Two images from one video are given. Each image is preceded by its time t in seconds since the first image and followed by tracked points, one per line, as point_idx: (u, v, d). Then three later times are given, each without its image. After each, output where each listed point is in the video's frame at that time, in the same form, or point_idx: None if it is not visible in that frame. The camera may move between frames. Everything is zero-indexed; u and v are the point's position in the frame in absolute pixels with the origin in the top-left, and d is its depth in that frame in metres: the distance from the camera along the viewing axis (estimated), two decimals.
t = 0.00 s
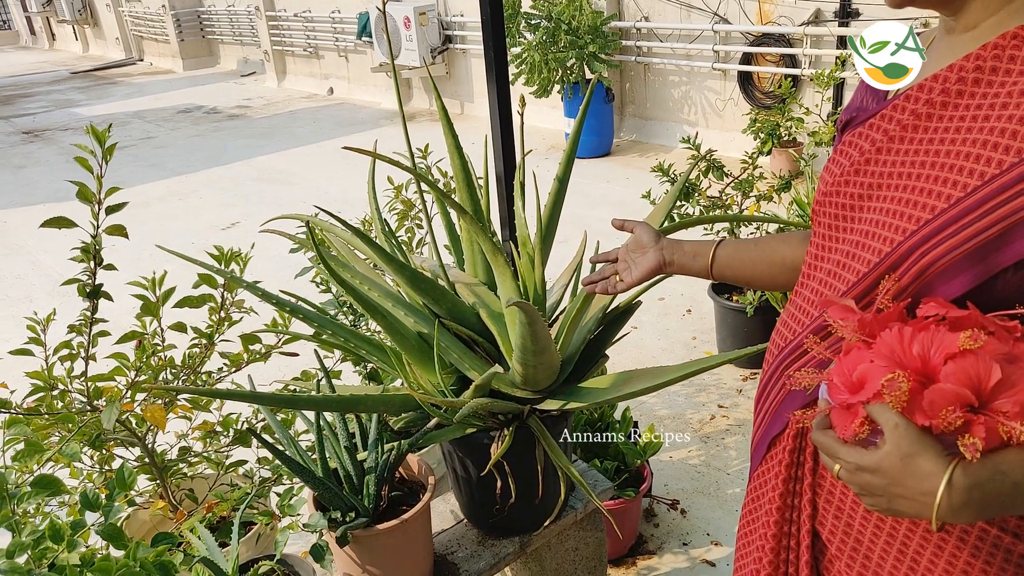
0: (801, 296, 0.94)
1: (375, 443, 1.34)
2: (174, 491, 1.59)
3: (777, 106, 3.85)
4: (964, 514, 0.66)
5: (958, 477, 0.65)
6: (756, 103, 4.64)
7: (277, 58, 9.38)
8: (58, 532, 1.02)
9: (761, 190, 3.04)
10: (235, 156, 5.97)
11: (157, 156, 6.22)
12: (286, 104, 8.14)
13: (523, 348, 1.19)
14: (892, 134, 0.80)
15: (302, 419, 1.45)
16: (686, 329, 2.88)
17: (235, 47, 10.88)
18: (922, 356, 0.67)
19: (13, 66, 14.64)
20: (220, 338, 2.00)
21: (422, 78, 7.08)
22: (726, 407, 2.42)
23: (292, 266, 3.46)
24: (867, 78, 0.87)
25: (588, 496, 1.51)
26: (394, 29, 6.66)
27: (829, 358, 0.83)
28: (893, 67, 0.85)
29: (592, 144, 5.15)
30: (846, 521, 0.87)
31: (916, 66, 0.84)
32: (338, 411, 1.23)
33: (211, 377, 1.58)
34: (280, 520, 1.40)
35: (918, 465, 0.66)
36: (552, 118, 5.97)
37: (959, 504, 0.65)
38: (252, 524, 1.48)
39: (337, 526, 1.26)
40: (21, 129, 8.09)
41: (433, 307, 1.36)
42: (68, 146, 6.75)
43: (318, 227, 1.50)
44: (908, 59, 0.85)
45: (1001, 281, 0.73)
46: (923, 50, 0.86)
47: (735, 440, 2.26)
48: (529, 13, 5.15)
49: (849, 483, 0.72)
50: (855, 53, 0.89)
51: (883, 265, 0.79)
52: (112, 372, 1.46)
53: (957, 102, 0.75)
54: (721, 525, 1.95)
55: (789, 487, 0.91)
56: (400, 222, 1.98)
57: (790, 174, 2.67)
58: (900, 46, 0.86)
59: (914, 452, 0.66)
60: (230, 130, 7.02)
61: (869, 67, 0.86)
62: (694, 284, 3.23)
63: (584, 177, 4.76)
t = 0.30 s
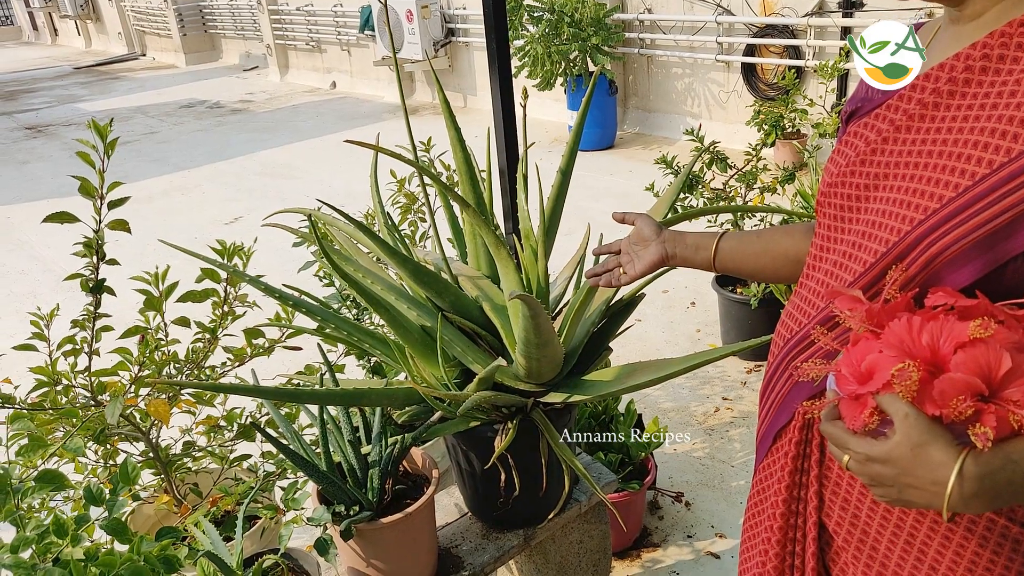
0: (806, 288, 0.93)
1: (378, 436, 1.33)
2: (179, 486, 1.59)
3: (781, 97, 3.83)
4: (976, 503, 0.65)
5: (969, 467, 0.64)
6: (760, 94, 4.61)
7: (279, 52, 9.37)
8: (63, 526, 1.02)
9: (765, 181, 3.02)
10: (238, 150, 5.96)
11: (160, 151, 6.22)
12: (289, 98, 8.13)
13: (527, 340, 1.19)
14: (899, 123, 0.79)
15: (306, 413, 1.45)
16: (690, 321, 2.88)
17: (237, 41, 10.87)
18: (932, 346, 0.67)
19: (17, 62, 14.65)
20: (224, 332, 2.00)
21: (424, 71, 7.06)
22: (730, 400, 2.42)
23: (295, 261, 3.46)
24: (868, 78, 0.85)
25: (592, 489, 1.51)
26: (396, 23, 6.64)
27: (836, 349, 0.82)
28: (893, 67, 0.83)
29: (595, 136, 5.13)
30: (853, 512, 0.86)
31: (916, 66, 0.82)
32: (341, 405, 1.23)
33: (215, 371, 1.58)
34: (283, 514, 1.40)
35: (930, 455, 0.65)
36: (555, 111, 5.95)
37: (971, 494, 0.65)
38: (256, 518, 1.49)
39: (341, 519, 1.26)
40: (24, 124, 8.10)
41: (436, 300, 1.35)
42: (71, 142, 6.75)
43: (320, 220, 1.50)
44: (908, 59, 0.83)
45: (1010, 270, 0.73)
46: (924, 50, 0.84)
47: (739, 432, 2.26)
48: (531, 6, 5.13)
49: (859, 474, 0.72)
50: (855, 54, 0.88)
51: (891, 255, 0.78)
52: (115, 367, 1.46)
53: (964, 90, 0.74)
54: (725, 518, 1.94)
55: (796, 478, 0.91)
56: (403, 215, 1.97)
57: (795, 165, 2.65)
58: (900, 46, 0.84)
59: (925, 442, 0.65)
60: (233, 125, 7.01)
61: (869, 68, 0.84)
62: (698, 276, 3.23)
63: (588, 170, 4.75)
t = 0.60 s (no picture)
0: (810, 278, 0.93)
1: (383, 428, 1.34)
2: (184, 477, 1.59)
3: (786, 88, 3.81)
4: (976, 491, 0.65)
5: (968, 454, 0.64)
6: (765, 85, 4.59)
7: (283, 44, 9.36)
8: (70, 518, 1.02)
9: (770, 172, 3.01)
10: (242, 143, 5.96)
11: (164, 143, 6.22)
12: (293, 91, 8.12)
13: (531, 332, 1.18)
14: (904, 110, 0.79)
15: (311, 405, 1.45)
16: (695, 313, 2.87)
17: (241, 34, 10.86)
18: (932, 335, 0.66)
19: (22, 55, 14.65)
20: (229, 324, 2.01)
21: (428, 63, 7.04)
22: (735, 391, 2.42)
23: (299, 253, 3.46)
24: (867, 78, 0.84)
25: (597, 481, 1.51)
26: (399, 14, 6.62)
27: (838, 339, 0.82)
28: (893, 67, 0.81)
29: (599, 128, 5.11)
30: (857, 503, 0.86)
31: (916, 66, 0.79)
32: (346, 396, 1.23)
33: (220, 363, 1.58)
34: (289, 506, 1.41)
35: (929, 444, 0.65)
36: (559, 102, 5.93)
37: (970, 482, 0.64)
38: (261, 510, 1.49)
39: (346, 511, 1.26)
40: (29, 117, 8.11)
41: (441, 292, 1.35)
42: (76, 135, 6.76)
43: (324, 212, 1.50)
44: (908, 58, 0.80)
45: (1014, 258, 0.72)
46: (925, 50, 0.81)
47: (744, 424, 2.25)
48: None
49: (859, 463, 0.72)
50: (855, 53, 0.86)
51: (895, 243, 0.77)
52: (121, 359, 1.46)
53: (968, 76, 0.73)
54: (730, 509, 1.94)
55: (800, 469, 0.91)
56: (407, 207, 1.97)
57: (800, 156, 2.64)
58: (900, 46, 0.82)
59: (924, 431, 0.65)
60: (237, 117, 7.01)
61: (869, 68, 0.83)
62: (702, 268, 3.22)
63: (592, 161, 4.73)
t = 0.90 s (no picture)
0: (816, 276, 0.92)
1: (389, 426, 1.33)
2: (190, 474, 1.60)
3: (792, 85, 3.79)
4: (984, 486, 0.64)
5: (978, 448, 0.63)
6: (771, 83, 4.57)
7: (289, 42, 9.37)
8: (77, 514, 1.03)
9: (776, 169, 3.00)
10: (248, 140, 5.97)
11: (170, 140, 6.24)
12: (299, 88, 8.13)
13: (537, 330, 1.18)
14: (908, 107, 0.78)
15: (317, 402, 1.45)
16: (700, 311, 2.86)
17: (247, 31, 10.87)
18: (940, 330, 0.66)
19: (28, 53, 14.68)
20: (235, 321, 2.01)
21: (433, 60, 7.03)
22: (741, 389, 2.41)
23: (305, 250, 3.47)
24: (867, 78, 0.83)
25: (602, 478, 1.51)
26: (405, 11, 6.62)
27: (845, 337, 0.81)
28: (893, 67, 0.80)
29: (605, 125, 5.10)
30: (864, 502, 0.85)
31: (916, 66, 0.78)
32: (351, 393, 1.23)
33: (226, 360, 1.58)
34: (294, 503, 1.41)
35: (938, 438, 0.65)
36: (565, 99, 5.92)
37: (980, 477, 0.64)
38: (266, 507, 1.50)
39: (351, 508, 1.26)
40: (36, 114, 8.13)
41: (446, 290, 1.35)
42: (83, 132, 6.78)
43: (330, 209, 1.49)
44: (908, 59, 0.80)
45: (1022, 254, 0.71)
46: (925, 50, 0.81)
47: (750, 422, 2.25)
48: None
49: (868, 459, 0.71)
50: (855, 53, 0.86)
51: (902, 239, 0.77)
52: (127, 356, 1.46)
53: (975, 71, 0.73)
54: (735, 508, 1.94)
55: (807, 469, 0.90)
56: (413, 204, 1.97)
57: (806, 153, 2.63)
58: (900, 45, 0.81)
59: (933, 424, 0.65)
60: (243, 114, 7.02)
61: (869, 68, 0.82)
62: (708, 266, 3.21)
63: (598, 159, 4.72)
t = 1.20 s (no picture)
0: (820, 276, 0.92)
1: (394, 424, 1.33)
2: (196, 473, 1.60)
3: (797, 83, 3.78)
4: (1009, 487, 0.64)
5: (1002, 449, 0.63)
6: (775, 81, 4.56)
7: (293, 41, 9.38)
8: (83, 513, 1.03)
9: (780, 168, 2.99)
10: (252, 140, 5.97)
11: (174, 140, 6.25)
12: (303, 87, 8.13)
13: (542, 329, 1.18)
14: (914, 105, 0.78)
15: (322, 401, 1.45)
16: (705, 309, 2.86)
17: (251, 30, 10.88)
18: (956, 329, 0.65)
19: (33, 53, 14.73)
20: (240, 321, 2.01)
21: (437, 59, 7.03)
22: (746, 387, 2.41)
23: (309, 249, 3.47)
24: (867, 78, 0.84)
25: (607, 476, 1.51)
26: (409, 11, 6.62)
27: (855, 337, 0.81)
28: (893, 67, 0.81)
29: (609, 124, 5.10)
30: (873, 504, 0.85)
31: (916, 67, 0.79)
32: (356, 392, 1.23)
33: (231, 359, 1.58)
34: (300, 502, 1.41)
35: (960, 439, 0.64)
36: (569, 98, 5.92)
37: (1004, 477, 0.64)
38: (271, 506, 1.50)
39: (357, 507, 1.26)
40: (41, 114, 8.15)
41: (451, 288, 1.35)
42: (88, 132, 6.80)
43: (335, 208, 1.50)
44: (908, 59, 0.80)
45: None
46: (925, 50, 0.81)
47: (755, 420, 2.24)
48: None
49: (885, 461, 0.71)
50: (855, 54, 0.86)
51: (912, 238, 0.76)
52: (133, 355, 1.47)
53: (981, 69, 0.72)
54: (741, 506, 1.94)
55: (815, 470, 0.90)
56: (417, 203, 1.97)
57: (810, 151, 2.62)
58: (900, 46, 0.82)
59: (955, 426, 0.64)
60: (246, 114, 7.03)
61: (869, 68, 0.83)
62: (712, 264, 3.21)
63: (602, 157, 4.72)
